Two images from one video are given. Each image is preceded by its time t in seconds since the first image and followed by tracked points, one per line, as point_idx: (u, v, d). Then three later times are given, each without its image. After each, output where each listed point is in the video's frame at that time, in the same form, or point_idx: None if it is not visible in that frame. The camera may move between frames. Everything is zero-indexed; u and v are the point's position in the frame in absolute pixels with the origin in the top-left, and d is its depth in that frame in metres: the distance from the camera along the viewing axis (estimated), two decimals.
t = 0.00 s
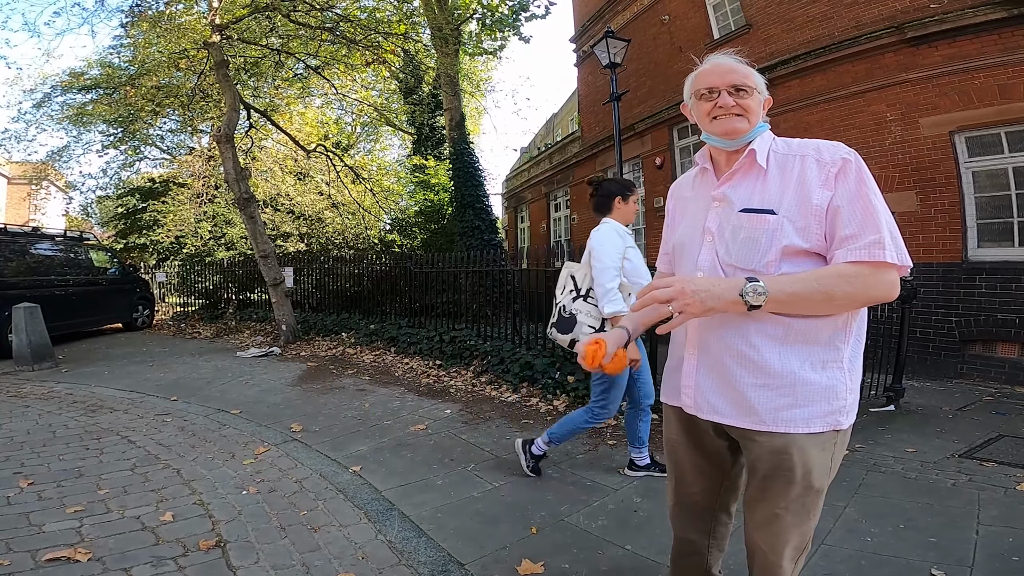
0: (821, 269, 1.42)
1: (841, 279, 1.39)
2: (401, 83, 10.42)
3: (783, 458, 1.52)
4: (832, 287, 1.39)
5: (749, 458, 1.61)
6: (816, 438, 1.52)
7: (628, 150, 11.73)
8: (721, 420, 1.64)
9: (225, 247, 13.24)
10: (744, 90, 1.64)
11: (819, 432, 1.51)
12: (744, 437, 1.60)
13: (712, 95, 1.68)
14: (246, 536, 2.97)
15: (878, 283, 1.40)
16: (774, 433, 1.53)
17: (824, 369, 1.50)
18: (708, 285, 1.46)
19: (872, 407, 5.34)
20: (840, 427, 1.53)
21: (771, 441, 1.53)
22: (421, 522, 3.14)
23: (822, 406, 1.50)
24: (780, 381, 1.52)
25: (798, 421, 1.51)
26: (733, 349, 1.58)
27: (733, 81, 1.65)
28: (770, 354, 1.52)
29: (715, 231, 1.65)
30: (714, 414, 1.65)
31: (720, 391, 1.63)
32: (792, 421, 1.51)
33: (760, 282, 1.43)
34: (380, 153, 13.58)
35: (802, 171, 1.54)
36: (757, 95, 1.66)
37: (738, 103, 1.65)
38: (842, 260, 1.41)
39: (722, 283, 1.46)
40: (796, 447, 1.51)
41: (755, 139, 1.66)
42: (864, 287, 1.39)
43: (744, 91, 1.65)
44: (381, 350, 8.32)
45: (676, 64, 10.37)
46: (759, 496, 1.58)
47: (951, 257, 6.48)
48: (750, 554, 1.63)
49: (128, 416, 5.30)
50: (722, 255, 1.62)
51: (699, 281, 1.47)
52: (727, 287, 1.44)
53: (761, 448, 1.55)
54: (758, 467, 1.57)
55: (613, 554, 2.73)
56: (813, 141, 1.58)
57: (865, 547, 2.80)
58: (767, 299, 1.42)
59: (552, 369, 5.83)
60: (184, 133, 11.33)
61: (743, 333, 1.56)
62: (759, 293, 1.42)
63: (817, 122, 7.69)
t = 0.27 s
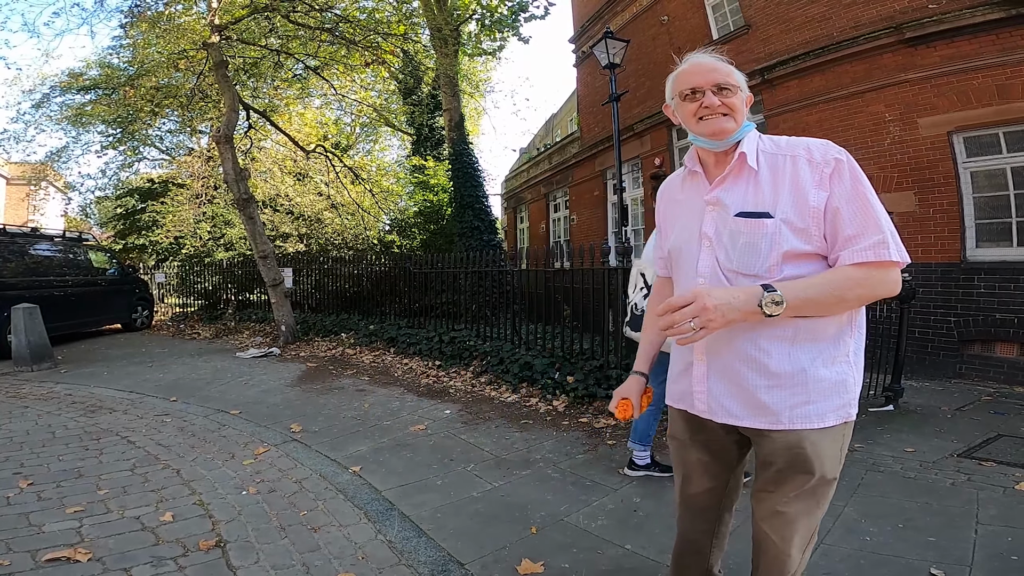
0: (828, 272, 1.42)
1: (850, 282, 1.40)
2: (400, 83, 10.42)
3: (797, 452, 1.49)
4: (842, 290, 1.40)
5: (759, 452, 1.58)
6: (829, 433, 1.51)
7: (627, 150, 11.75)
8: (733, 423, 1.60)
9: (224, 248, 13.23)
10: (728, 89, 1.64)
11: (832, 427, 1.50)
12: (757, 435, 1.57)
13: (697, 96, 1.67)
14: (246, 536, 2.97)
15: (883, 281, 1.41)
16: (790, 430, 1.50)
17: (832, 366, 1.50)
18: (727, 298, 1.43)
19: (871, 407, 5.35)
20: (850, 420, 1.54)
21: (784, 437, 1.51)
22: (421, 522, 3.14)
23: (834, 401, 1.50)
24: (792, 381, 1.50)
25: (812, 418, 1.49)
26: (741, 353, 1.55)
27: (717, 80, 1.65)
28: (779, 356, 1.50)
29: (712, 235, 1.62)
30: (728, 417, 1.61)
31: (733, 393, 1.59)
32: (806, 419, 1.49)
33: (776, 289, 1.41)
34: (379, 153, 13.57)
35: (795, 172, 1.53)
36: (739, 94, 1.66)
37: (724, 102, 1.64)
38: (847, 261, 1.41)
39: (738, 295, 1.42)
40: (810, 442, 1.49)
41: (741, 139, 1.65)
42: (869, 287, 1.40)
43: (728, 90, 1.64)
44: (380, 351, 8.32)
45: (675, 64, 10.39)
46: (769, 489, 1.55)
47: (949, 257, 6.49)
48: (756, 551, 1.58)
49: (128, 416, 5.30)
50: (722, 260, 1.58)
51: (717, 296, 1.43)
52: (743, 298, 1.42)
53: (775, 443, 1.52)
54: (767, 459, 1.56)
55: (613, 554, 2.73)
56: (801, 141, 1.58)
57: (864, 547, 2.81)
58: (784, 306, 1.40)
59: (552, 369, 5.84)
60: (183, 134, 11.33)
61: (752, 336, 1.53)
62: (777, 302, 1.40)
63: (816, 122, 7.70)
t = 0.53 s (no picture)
0: (830, 275, 1.42)
1: (851, 282, 1.41)
2: (400, 82, 10.43)
3: (806, 442, 1.49)
4: (844, 291, 1.41)
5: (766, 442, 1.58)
6: (838, 423, 1.51)
7: (627, 150, 11.75)
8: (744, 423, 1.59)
9: (224, 247, 13.23)
10: (710, 92, 1.64)
11: (841, 416, 1.51)
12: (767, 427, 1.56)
13: (680, 101, 1.67)
14: (248, 534, 2.98)
15: (882, 278, 1.42)
16: (802, 422, 1.49)
17: (837, 359, 1.50)
18: (738, 312, 1.42)
19: (870, 405, 5.35)
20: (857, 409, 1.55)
21: (794, 428, 1.50)
22: (422, 520, 3.15)
23: (842, 393, 1.50)
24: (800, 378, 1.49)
25: (824, 411, 1.49)
26: (746, 357, 1.54)
27: (699, 83, 1.65)
28: (785, 355, 1.49)
29: (709, 243, 1.61)
30: (741, 417, 1.58)
31: (741, 395, 1.57)
32: (817, 412, 1.48)
33: (782, 298, 1.41)
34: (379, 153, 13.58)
35: (786, 175, 1.53)
36: (721, 96, 1.66)
37: (708, 106, 1.64)
38: (845, 262, 1.42)
39: (745, 309, 1.42)
40: (819, 432, 1.49)
41: (727, 143, 1.65)
42: (870, 285, 1.42)
43: (710, 93, 1.64)
44: (380, 350, 8.33)
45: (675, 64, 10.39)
46: (774, 477, 1.55)
47: (949, 256, 6.50)
48: (761, 540, 1.58)
49: (129, 415, 5.30)
50: (722, 267, 1.57)
51: (729, 310, 1.43)
52: (750, 310, 1.42)
53: (784, 434, 1.52)
54: (773, 448, 1.56)
55: (613, 552, 2.74)
56: (788, 142, 1.58)
57: (864, 545, 2.82)
58: (791, 315, 1.41)
59: (552, 368, 5.85)
60: (183, 133, 11.33)
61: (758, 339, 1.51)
62: (784, 312, 1.40)
63: (816, 121, 7.71)
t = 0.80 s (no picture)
0: (838, 276, 1.43)
1: (859, 284, 1.43)
2: (401, 81, 10.42)
3: (813, 441, 1.51)
4: (852, 292, 1.42)
5: (772, 441, 1.59)
6: (841, 422, 1.53)
7: (628, 148, 11.74)
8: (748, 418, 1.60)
9: (224, 245, 13.22)
10: (726, 89, 1.62)
11: (844, 415, 1.53)
12: (774, 428, 1.58)
13: (695, 97, 1.66)
14: (248, 531, 2.99)
15: (891, 280, 1.43)
16: (808, 421, 1.50)
17: (842, 359, 1.52)
18: (740, 306, 1.44)
19: (870, 405, 5.34)
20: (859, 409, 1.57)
21: (801, 429, 1.51)
22: (421, 518, 3.16)
23: (845, 393, 1.52)
24: (805, 377, 1.50)
25: (827, 409, 1.50)
26: (752, 353, 1.55)
27: (715, 81, 1.63)
28: (792, 353, 1.50)
29: (719, 238, 1.61)
30: (744, 411, 1.59)
31: (747, 391, 1.58)
32: (821, 411, 1.50)
33: (786, 296, 1.43)
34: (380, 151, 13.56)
35: (800, 174, 1.53)
36: (738, 93, 1.64)
37: (723, 103, 1.62)
38: (854, 263, 1.43)
39: (749, 307, 1.43)
40: (825, 432, 1.51)
41: (743, 139, 1.64)
42: (878, 287, 1.43)
43: (726, 90, 1.63)
44: (380, 348, 8.33)
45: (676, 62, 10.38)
46: (780, 476, 1.58)
47: (949, 255, 6.50)
48: (768, 538, 1.62)
49: (129, 412, 5.31)
50: (731, 263, 1.58)
51: (732, 306, 1.44)
52: (754, 309, 1.44)
53: (792, 435, 1.53)
54: (780, 447, 1.57)
55: (612, 549, 2.75)
56: (806, 141, 1.58)
57: (862, 543, 2.82)
58: (795, 313, 1.42)
59: (552, 366, 5.86)
60: (183, 131, 11.32)
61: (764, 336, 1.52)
62: (788, 310, 1.41)
63: (816, 120, 7.71)
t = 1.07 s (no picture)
0: (874, 276, 1.43)
1: (894, 287, 1.42)
2: (400, 80, 10.42)
3: (841, 445, 1.52)
4: (887, 294, 1.42)
5: (794, 444, 1.59)
6: (866, 425, 1.54)
7: (627, 148, 11.75)
8: (770, 416, 1.59)
9: (223, 243, 13.21)
10: (764, 83, 1.61)
11: (869, 419, 1.53)
12: (798, 431, 1.57)
13: (731, 90, 1.64)
14: (247, 530, 2.99)
15: (925, 284, 1.44)
16: (835, 423, 1.51)
17: (869, 361, 1.52)
18: (769, 301, 1.42)
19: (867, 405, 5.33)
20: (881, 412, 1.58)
21: (829, 433, 1.52)
22: (420, 516, 3.16)
23: (870, 395, 1.52)
24: (833, 377, 1.50)
25: (852, 411, 1.50)
26: (780, 351, 1.53)
27: (752, 74, 1.62)
28: (821, 352, 1.50)
29: (749, 232, 1.59)
30: (766, 411, 1.60)
31: (771, 388, 1.57)
32: (847, 412, 1.50)
33: (818, 293, 1.41)
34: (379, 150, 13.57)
35: (839, 172, 1.51)
36: (776, 87, 1.62)
37: (759, 97, 1.61)
38: (891, 265, 1.43)
39: (782, 301, 1.42)
40: (852, 436, 1.52)
41: (778, 134, 1.63)
42: (912, 291, 1.43)
43: (764, 84, 1.61)
44: (380, 346, 8.33)
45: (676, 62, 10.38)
46: (803, 476, 1.59)
47: (947, 255, 6.52)
48: (784, 537, 1.66)
49: (128, 411, 5.31)
50: (761, 257, 1.56)
51: (762, 299, 1.42)
52: (788, 304, 1.42)
53: (818, 438, 1.53)
54: (801, 449, 1.58)
55: (610, 548, 2.76)
56: (844, 141, 1.56)
57: (860, 542, 2.83)
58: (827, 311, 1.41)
59: (551, 365, 5.86)
60: (182, 129, 11.32)
61: (794, 333, 1.51)
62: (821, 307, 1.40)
63: (816, 120, 7.72)
